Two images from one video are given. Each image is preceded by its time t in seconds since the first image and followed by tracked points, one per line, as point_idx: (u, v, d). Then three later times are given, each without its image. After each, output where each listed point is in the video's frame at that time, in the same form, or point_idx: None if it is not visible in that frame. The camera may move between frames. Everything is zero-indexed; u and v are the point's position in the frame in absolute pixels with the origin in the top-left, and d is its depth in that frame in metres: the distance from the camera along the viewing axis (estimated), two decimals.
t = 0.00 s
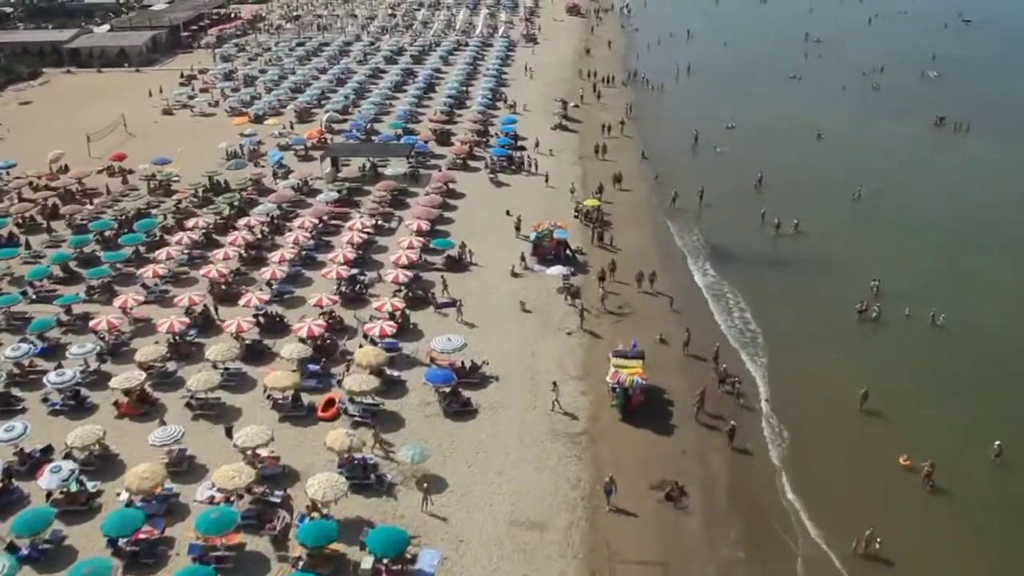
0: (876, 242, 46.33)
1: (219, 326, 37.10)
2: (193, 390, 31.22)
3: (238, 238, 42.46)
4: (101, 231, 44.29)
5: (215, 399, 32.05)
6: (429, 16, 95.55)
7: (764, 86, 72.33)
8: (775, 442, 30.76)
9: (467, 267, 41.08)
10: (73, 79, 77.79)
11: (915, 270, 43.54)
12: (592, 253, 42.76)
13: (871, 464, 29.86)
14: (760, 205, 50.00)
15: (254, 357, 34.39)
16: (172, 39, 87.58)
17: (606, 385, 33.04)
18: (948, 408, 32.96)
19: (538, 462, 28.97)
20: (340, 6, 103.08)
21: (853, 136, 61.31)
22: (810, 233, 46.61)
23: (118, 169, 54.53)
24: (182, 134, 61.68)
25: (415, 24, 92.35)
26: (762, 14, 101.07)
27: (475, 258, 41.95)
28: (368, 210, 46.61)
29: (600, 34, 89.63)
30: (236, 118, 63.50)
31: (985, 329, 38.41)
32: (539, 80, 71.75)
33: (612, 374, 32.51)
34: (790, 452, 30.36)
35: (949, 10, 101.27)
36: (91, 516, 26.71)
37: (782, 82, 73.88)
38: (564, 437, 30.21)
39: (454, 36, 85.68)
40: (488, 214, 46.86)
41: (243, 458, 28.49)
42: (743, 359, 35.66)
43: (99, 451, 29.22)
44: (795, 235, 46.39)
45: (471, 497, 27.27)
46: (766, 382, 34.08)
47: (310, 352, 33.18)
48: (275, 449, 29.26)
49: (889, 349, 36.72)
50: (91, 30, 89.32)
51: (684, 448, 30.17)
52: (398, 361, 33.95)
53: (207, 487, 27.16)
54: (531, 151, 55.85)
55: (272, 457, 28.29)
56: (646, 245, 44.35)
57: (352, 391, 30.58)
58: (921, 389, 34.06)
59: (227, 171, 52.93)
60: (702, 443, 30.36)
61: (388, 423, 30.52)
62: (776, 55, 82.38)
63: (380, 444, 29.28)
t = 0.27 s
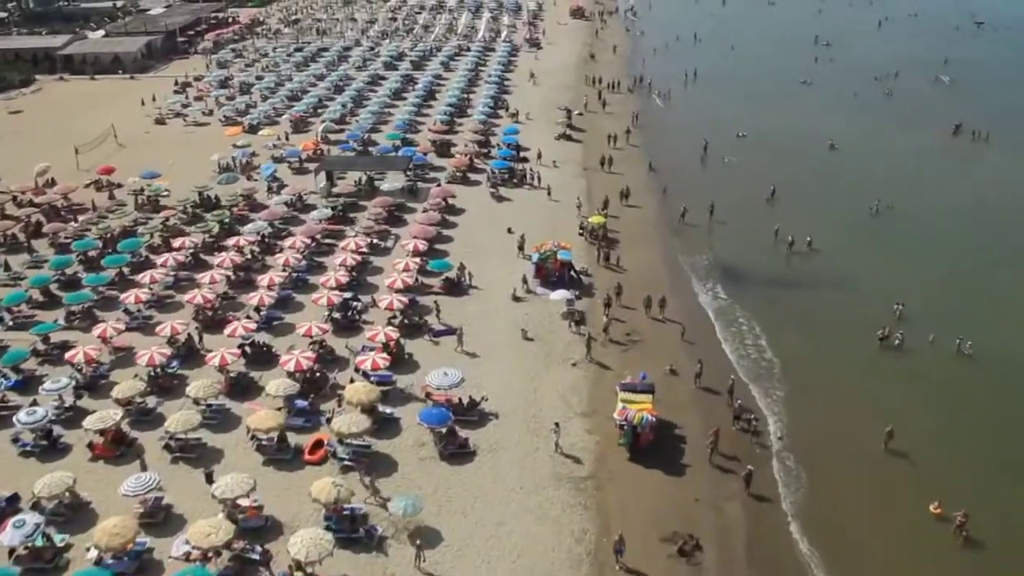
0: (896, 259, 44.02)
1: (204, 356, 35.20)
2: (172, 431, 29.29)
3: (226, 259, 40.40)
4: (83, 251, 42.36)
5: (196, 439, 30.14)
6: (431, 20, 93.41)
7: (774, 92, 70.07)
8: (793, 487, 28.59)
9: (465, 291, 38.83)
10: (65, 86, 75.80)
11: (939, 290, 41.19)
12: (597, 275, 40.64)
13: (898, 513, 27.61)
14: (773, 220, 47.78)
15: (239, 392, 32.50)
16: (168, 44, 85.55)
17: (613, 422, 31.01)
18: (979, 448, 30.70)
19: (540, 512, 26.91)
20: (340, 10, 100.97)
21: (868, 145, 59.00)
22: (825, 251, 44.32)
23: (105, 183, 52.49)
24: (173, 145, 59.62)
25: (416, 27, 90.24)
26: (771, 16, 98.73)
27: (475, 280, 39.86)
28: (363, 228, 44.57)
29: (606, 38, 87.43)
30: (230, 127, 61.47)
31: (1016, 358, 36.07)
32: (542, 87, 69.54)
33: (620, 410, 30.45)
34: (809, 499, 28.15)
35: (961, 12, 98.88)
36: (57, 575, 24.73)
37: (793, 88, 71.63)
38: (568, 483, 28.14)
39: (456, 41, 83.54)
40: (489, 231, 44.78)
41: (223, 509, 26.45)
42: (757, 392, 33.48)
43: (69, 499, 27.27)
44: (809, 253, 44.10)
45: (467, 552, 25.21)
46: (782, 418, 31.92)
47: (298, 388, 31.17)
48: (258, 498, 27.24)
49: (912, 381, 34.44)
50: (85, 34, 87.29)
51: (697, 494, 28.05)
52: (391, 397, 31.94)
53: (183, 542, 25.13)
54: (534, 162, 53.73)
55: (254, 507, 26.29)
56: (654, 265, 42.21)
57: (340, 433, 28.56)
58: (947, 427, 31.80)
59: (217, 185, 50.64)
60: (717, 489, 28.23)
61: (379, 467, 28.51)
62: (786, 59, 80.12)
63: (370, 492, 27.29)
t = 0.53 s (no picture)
0: (912, 278, 41.84)
1: (180, 390, 33.16)
2: (141, 478, 27.12)
3: (206, 283, 38.31)
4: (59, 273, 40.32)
5: (168, 485, 28.04)
6: (428, 25, 91.29)
7: (780, 98, 67.95)
8: (808, 538, 26.48)
9: (459, 316, 36.85)
10: (50, 93, 73.66)
11: (959, 313, 39.00)
12: (598, 299, 38.56)
13: (923, 568, 25.47)
14: (781, 236, 45.63)
15: (216, 433, 30.54)
16: (157, 50, 83.44)
17: (615, 465, 28.94)
18: (1008, 495, 28.54)
19: (537, 569, 24.84)
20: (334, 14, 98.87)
21: (878, 154, 56.82)
22: (838, 271, 42.14)
23: (86, 199, 50.39)
24: (158, 157, 57.51)
25: (412, 32, 88.17)
26: (775, 18, 96.63)
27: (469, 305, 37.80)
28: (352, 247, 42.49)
29: (606, 42, 85.31)
30: (217, 138, 59.38)
31: None
32: (540, 94, 67.39)
33: (623, 451, 28.42)
34: (825, 552, 26.03)
35: (969, 14, 96.71)
36: None
37: (799, 93, 69.53)
38: (567, 536, 26.07)
39: (453, 46, 81.42)
40: (484, 250, 42.71)
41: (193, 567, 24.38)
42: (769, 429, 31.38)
43: (28, 556, 25.23)
44: (821, 273, 41.96)
45: None
46: (795, 459, 29.82)
47: (278, 430, 29.15)
48: (232, 554, 25.19)
49: (933, 417, 32.34)
50: (73, 40, 85.14)
51: (707, 547, 25.94)
52: (378, 437, 29.92)
53: None
54: (532, 175, 51.64)
55: (227, 565, 24.29)
56: (658, 288, 40.12)
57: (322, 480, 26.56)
58: (972, 468, 29.76)
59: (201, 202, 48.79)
60: (728, 541, 26.11)
61: (364, 518, 26.49)
62: (791, 63, 78.02)
63: (353, 547, 25.27)
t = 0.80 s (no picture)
0: (930, 300, 39.69)
1: (154, 428, 31.12)
2: (106, 532, 24.96)
3: (184, 309, 36.21)
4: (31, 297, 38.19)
5: (136, 538, 25.94)
6: (423, 29, 89.18)
7: (785, 105, 65.86)
8: None
9: (451, 345, 34.79)
10: (33, 101, 71.42)
11: (982, 340, 36.86)
12: (599, 325, 36.51)
13: None
14: (790, 254, 43.52)
15: (190, 477, 28.46)
16: (145, 55, 81.26)
17: (618, 513, 26.88)
18: None
19: None
20: (327, 19, 96.81)
21: (888, 164, 54.70)
22: (852, 292, 40.03)
23: (64, 215, 48.24)
24: (142, 169, 55.37)
25: (407, 36, 86.10)
26: (778, 22, 94.59)
27: (462, 332, 35.74)
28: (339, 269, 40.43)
29: (605, 47, 83.24)
30: (203, 149, 57.27)
31: None
32: (537, 101, 65.29)
33: (626, 496, 26.32)
34: None
35: (975, 16, 94.64)
36: None
37: (804, 100, 67.46)
38: None
39: (449, 51, 79.34)
40: (479, 271, 40.64)
41: None
42: (782, 471, 29.30)
43: None
44: (834, 296, 39.84)
45: None
46: (810, 505, 27.72)
47: (255, 476, 27.03)
48: None
49: (959, 455, 30.27)
50: (59, 45, 82.92)
51: None
52: (364, 482, 27.87)
53: None
54: (529, 188, 49.56)
55: None
56: (661, 312, 38.07)
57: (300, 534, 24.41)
58: (1002, 512, 27.77)
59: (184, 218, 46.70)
60: None
61: None
62: (795, 68, 75.94)
63: None
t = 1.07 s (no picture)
0: (949, 327, 37.56)
1: (124, 472, 29.10)
2: None
3: (159, 339, 34.08)
4: None
5: None
6: (418, 33, 87.02)
7: (791, 113, 63.74)
8: None
9: (442, 378, 32.68)
10: (15, 110, 69.23)
11: (1006, 372, 34.70)
12: (599, 355, 34.41)
13: None
14: (800, 275, 41.42)
15: (160, 529, 26.39)
16: (132, 62, 79.11)
17: (621, 568, 24.79)
18: None
19: None
20: (320, 23, 94.67)
21: (899, 176, 52.67)
22: (866, 318, 37.98)
23: (40, 233, 46.12)
24: (123, 182, 53.24)
25: (401, 41, 84.04)
26: (781, 25, 92.46)
27: (454, 363, 33.67)
28: (326, 293, 38.34)
29: (605, 51, 81.14)
30: (188, 161, 55.14)
31: None
32: (535, 109, 63.14)
33: (629, 551, 24.24)
34: None
35: (982, 19, 92.70)
36: None
37: (811, 107, 65.35)
38: None
39: (445, 56, 77.17)
40: (473, 294, 38.54)
41: None
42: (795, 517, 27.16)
43: None
44: (846, 321, 37.72)
45: None
46: (827, 556, 25.55)
47: (228, 530, 24.77)
48: None
49: (985, 500, 28.21)
50: (44, 51, 80.73)
51: None
52: (344, 534, 25.82)
53: None
54: (526, 203, 47.48)
55: None
56: (665, 339, 36.00)
57: None
58: None
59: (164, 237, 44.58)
60: None
61: None
62: (800, 74, 73.85)
63: None
